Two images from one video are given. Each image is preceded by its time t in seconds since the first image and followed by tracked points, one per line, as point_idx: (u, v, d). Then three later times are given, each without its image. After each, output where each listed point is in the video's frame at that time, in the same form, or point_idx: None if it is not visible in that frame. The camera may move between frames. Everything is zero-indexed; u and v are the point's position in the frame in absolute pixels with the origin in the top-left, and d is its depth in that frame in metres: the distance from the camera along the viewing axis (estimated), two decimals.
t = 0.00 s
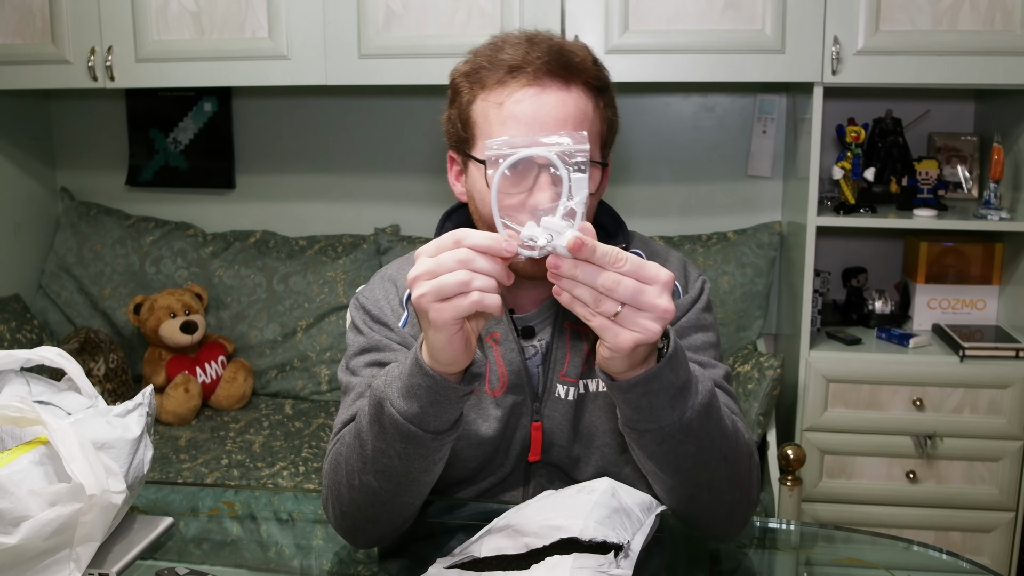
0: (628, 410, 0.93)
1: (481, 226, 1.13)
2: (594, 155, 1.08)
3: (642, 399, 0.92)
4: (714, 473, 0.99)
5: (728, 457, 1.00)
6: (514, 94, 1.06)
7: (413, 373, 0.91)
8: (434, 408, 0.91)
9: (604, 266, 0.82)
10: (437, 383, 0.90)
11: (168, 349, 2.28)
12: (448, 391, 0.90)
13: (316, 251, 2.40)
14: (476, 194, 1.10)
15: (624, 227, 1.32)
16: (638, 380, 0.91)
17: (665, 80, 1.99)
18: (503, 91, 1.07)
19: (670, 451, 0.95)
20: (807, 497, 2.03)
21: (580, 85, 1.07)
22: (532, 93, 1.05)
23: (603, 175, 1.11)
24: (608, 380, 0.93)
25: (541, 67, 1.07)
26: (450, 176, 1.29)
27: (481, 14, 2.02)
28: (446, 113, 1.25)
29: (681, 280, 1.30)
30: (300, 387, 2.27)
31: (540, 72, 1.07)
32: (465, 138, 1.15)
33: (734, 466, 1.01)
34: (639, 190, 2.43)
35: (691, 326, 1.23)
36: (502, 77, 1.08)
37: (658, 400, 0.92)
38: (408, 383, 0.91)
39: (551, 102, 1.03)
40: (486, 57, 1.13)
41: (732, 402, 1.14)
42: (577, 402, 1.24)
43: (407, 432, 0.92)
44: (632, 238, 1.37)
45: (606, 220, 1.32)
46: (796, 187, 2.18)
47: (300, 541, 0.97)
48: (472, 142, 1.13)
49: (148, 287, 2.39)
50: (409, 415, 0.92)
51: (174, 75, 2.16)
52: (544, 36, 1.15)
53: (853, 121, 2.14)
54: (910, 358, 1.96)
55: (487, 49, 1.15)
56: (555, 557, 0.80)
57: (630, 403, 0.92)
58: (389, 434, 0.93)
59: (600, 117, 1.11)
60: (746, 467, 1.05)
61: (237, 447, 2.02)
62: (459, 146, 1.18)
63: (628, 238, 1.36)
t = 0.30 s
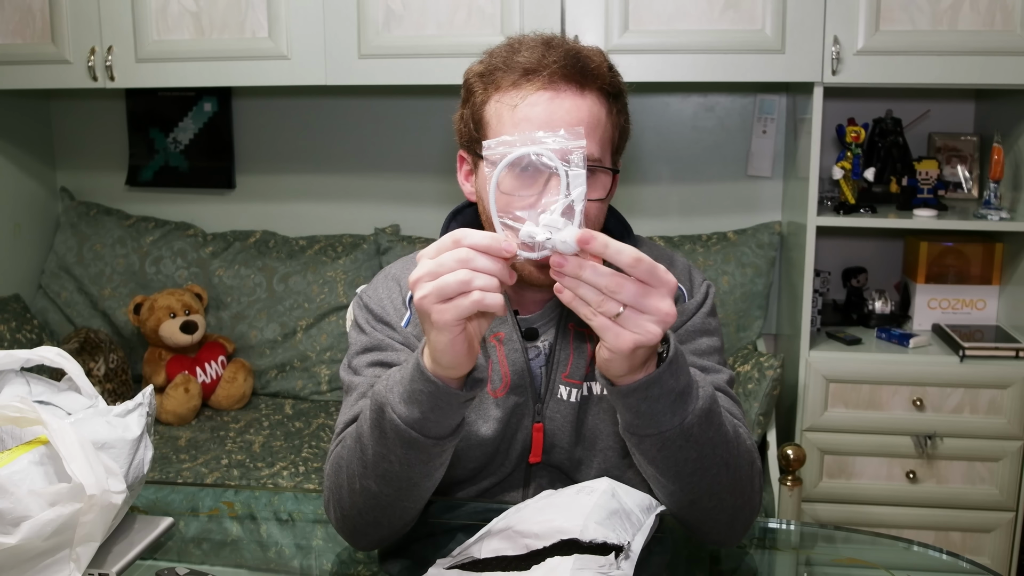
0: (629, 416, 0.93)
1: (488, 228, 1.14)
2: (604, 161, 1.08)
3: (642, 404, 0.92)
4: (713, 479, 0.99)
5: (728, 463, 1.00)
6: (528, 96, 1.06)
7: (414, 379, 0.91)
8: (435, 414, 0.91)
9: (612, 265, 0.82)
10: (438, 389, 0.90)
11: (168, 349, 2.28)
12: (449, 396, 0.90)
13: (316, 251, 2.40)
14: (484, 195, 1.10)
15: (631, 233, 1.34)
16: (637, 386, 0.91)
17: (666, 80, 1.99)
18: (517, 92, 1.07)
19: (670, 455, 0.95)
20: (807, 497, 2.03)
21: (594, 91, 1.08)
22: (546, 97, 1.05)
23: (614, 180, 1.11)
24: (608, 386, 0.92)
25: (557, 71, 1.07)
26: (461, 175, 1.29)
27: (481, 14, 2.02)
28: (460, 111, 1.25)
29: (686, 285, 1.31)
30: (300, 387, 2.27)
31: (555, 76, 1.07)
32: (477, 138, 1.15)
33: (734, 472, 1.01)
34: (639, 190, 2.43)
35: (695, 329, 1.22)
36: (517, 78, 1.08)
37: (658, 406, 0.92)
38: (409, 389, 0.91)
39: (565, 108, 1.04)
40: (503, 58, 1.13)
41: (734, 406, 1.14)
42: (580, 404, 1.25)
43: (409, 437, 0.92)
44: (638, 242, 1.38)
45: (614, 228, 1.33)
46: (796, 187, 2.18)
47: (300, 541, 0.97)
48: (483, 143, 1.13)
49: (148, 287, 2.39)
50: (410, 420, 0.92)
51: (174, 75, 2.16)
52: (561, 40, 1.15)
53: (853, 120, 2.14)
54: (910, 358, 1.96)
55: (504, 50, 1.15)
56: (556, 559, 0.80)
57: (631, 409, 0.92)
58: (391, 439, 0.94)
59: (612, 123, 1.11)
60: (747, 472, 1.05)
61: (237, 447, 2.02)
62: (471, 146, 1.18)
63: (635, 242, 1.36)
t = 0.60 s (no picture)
0: (642, 401, 0.93)
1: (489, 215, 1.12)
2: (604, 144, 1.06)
3: (661, 389, 0.92)
4: (729, 456, 1.00)
5: (743, 438, 1.01)
6: (524, 79, 1.06)
7: (419, 364, 0.89)
8: (435, 403, 0.90)
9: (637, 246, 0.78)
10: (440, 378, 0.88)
11: (168, 349, 2.28)
12: (452, 388, 0.89)
13: (315, 251, 2.39)
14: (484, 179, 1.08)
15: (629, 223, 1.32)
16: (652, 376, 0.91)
17: (665, 80, 1.99)
18: (514, 77, 1.07)
19: (688, 440, 0.96)
20: (807, 497, 2.03)
21: (590, 74, 1.08)
22: (542, 80, 1.05)
23: (614, 163, 1.10)
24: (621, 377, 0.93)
25: (552, 56, 1.08)
26: (461, 167, 1.29)
27: (481, 14, 2.02)
28: (457, 105, 1.25)
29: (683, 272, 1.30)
30: (300, 387, 2.26)
31: (550, 60, 1.08)
32: (475, 126, 1.15)
33: (751, 448, 1.03)
34: (639, 190, 2.43)
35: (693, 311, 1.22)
36: (513, 64, 1.08)
37: (675, 390, 0.92)
38: (412, 374, 0.90)
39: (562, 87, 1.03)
40: (499, 45, 1.13)
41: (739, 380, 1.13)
42: (580, 395, 1.25)
43: (406, 423, 0.92)
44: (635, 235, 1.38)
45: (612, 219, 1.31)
46: (796, 187, 2.18)
47: (300, 541, 0.96)
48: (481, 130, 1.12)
49: (148, 287, 2.39)
50: (409, 406, 0.91)
51: (173, 75, 2.16)
52: (557, 29, 1.16)
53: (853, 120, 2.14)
54: (910, 358, 1.96)
55: (500, 39, 1.15)
56: (557, 558, 0.80)
57: (644, 396, 0.92)
58: (389, 419, 0.94)
59: (610, 107, 1.10)
60: (761, 448, 1.05)
61: (236, 447, 2.02)
62: (470, 135, 1.18)
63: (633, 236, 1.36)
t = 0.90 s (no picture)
0: (645, 408, 0.92)
1: (483, 214, 1.15)
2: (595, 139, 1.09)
3: (664, 395, 0.91)
4: (734, 453, 1.00)
5: (745, 433, 1.01)
6: (512, 76, 1.09)
7: (389, 390, 0.92)
8: (402, 431, 0.91)
9: (606, 255, 0.73)
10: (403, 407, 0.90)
11: (168, 349, 2.28)
12: (415, 420, 0.90)
13: (315, 250, 2.39)
14: (476, 178, 1.11)
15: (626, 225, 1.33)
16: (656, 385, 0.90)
17: (665, 80, 1.99)
18: (504, 75, 1.10)
19: (696, 443, 0.96)
20: (807, 497, 2.02)
21: (577, 69, 1.10)
22: (531, 78, 1.08)
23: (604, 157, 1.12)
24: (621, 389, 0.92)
25: (538, 51, 1.11)
26: (455, 168, 1.30)
27: (481, 13, 2.02)
28: (449, 105, 1.27)
29: (681, 270, 1.31)
30: (300, 387, 2.26)
31: (537, 56, 1.10)
32: (467, 126, 1.18)
33: (754, 441, 1.04)
34: (639, 190, 2.43)
35: (693, 309, 1.23)
36: (501, 62, 1.11)
37: (679, 394, 0.92)
38: (384, 398, 0.93)
39: (548, 83, 1.07)
40: (487, 45, 1.16)
41: (738, 376, 1.14)
42: (581, 394, 1.25)
43: (376, 446, 0.94)
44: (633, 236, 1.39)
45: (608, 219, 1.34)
46: (796, 187, 2.18)
47: (300, 541, 0.96)
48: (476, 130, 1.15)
49: (148, 287, 2.38)
50: (383, 430, 0.93)
51: (173, 75, 2.16)
52: (545, 26, 1.18)
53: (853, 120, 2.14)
54: (910, 358, 1.96)
55: (491, 38, 1.17)
56: (557, 559, 0.80)
57: (648, 402, 0.92)
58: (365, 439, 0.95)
59: (599, 102, 1.13)
60: (761, 439, 1.06)
61: (236, 447, 2.02)
62: (463, 136, 1.21)
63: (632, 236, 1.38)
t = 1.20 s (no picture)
0: (635, 398, 0.92)
1: (467, 223, 1.12)
2: (567, 131, 1.05)
3: (655, 379, 0.91)
4: (727, 434, 1.00)
5: (737, 415, 1.01)
6: (474, 81, 1.06)
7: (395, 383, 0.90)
8: (407, 426, 0.90)
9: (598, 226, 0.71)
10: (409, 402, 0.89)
11: (168, 349, 2.28)
12: (420, 416, 0.89)
13: (315, 250, 2.39)
14: (455, 188, 1.09)
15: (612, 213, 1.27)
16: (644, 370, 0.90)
17: (664, 80, 1.99)
18: (467, 82, 1.07)
19: (688, 427, 0.95)
20: (807, 497, 2.02)
21: (539, 65, 1.07)
22: (493, 78, 1.04)
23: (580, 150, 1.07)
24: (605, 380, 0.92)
25: (498, 53, 1.07)
26: (438, 180, 1.28)
27: (481, 13, 2.02)
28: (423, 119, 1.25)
29: (671, 259, 1.27)
30: (300, 387, 2.26)
31: (497, 57, 1.07)
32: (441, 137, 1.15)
33: (745, 422, 1.03)
34: (639, 189, 2.43)
35: (683, 298, 1.21)
36: (463, 68, 1.08)
37: (669, 377, 0.92)
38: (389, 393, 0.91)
39: (510, 82, 1.03)
40: (448, 55, 1.14)
41: (728, 359, 1.13)
42: (577, 391, 1.25)
43: (381, 440, 0.93)
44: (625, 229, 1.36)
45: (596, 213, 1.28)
46: (796, 187, 2.18)
47: (300, 541, 0.96)
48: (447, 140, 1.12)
49: (147, 287, 2.38)
50: (385, 423, 0.92)
51: (173, 75, 2.16)
52: (503, 27, 1.15)
53: (853, 120, 2.14)
54: (910, 358, 1.96)
55: (449, 47, 1.15)
56: (557, 559, 0.80)
57: (640, 390, 0.91)
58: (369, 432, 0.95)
59: (569, 95, 1.09)
60: (753, 420, 1.05)
61: (236, 447, 2.02)
62: (439, 148, 1.18)
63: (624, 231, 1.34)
